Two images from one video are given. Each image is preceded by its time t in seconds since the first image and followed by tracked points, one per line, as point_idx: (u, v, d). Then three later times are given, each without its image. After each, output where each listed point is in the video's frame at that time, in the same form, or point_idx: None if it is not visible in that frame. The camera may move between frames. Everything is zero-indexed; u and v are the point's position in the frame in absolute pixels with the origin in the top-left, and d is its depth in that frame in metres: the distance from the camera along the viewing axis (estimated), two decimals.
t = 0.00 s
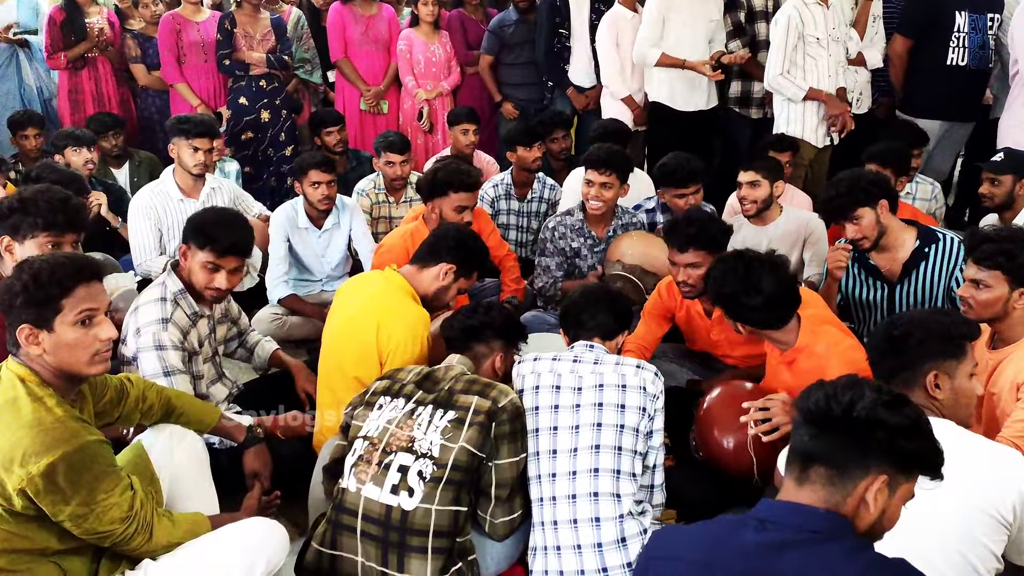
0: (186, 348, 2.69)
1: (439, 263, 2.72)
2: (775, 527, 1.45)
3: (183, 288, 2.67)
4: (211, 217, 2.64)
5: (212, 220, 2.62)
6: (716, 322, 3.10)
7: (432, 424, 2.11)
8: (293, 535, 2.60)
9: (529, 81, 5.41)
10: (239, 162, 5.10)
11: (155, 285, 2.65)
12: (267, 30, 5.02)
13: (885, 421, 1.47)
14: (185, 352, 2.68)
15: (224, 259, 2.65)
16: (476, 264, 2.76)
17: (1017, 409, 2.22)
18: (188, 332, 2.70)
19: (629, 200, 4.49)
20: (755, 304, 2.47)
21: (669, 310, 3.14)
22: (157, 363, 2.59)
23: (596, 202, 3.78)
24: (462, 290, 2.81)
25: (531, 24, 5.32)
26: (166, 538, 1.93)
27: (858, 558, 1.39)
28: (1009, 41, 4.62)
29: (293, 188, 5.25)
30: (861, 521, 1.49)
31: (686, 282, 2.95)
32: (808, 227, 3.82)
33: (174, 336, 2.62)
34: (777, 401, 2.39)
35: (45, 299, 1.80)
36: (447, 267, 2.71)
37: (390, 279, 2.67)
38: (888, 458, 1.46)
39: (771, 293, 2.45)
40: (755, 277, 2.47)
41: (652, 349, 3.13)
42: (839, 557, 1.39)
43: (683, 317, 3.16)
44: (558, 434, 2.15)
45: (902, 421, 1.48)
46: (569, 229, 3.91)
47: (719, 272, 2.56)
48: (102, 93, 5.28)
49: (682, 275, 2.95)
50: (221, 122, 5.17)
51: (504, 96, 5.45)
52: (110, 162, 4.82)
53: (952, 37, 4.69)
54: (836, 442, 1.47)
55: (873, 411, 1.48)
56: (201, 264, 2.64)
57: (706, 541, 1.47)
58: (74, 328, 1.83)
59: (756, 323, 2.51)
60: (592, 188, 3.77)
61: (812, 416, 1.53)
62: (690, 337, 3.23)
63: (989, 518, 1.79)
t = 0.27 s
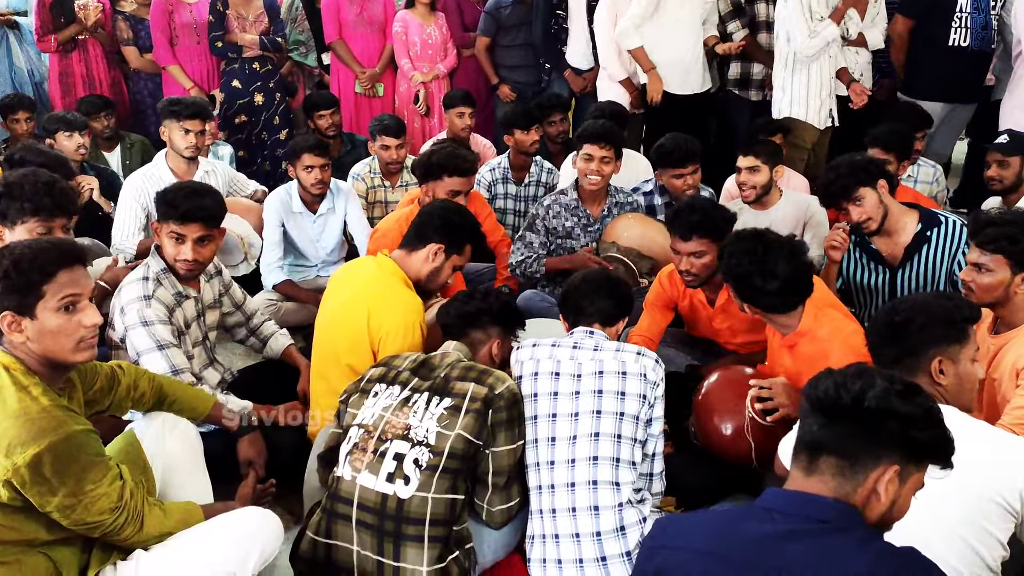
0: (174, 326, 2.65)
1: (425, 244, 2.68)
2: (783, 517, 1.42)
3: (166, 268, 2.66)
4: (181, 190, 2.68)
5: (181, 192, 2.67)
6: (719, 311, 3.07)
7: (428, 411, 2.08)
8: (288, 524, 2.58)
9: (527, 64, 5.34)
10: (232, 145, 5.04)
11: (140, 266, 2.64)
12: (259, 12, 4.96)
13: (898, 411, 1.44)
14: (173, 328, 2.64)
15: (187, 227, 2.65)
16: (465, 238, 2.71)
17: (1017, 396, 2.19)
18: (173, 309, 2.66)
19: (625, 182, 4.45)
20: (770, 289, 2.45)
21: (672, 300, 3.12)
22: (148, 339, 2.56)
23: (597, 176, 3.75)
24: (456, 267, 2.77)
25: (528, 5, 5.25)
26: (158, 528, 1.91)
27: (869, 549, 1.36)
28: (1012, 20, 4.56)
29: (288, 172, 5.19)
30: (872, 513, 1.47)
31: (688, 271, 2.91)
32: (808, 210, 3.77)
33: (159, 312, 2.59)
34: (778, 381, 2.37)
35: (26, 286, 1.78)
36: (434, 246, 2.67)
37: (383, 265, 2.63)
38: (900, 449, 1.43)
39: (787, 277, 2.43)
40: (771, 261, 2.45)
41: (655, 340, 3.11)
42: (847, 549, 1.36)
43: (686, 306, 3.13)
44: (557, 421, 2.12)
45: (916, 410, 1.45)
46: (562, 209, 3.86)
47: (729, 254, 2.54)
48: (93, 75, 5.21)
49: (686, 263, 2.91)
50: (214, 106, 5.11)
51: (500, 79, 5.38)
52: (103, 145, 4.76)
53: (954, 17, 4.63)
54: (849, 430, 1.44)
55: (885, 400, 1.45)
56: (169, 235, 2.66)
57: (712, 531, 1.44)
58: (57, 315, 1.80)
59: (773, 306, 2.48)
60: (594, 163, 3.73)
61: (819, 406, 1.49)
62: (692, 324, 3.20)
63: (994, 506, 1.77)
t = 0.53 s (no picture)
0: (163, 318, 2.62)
1: (419, 243, 2.63)
2: (786, 515, 1.39)
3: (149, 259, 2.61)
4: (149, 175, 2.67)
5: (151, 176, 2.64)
6: (718, 304, 3.03)
7: (424, 408, 2.04)
8: (284, 522, 2.54)
9: (522, 54, 5.27)
10: (225, 137, 4.98)
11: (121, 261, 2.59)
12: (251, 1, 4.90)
13: (893, 403, 1.41)
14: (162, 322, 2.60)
15: (166, 208, 2.63)
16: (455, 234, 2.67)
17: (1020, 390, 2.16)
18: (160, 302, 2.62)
19: (620, 173, 4.40)
20: (770, 282, 2.41)
21: (669, 291, 3.10)
22: (139, 333, 2.51)
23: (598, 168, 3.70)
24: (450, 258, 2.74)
25: None
26: (149, 529, 1.87)
27: (872, 555, 1.32)
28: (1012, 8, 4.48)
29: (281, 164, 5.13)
30: (868, 507, 1.43)
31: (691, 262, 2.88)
32: (806, 199, 3.74)
33: (148, 305, 2.54)
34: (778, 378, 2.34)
35: (14, 283, 1.74)
36: (427, 244, 2.63)
37: (379, 258, 2.59)
38: (895, 442, 1.40)
39: (787, 270, 2.40)
40: (770, 255, 2.42)
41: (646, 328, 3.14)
42: (849, 548, 1.33)
43: (684, 298, 3.10)
44: (556, 417, 2.09)
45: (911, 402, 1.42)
46: (557, 203, 3.82)
47: (729, 246, 2.51)
48: (83, 66, 5.15)
49: (687, 255, 2.87)
50: (206, 97, 5.05)
51: (496, 69, 5.30)
52: (94, 137, 4.71)
53: (953, 4, 4.59)
54: (842, 422, 1.41)
55: (881, 393, 1.42)
56: (148, 220, 2.64)
57: (714, 531, 1.40)
58: (46, 314, 1.76)
59: (772, 299, 2.45)
60: (596, 154, 3.68)
61: (811, 399, 1.46)
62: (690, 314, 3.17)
63: (1003, 503, 1.73)
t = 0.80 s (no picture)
0: (165, 325, 2.59)
1: (425, 258, 2.59)
2: (787, 523, 1.36)
3: (152, 264, 2.59)
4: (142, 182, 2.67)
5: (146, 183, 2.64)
6: (719, 307, 3.00)
7: (428, 413, 2.02)
8: (286, 529, 2.52)
9: (523, 53, 5.25)
10: (225, 139, 4.96)
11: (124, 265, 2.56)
12: (250, 2, 4.88)
13: (887, 404, 1.39)
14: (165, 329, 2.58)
15: (169, 208, 2.64)
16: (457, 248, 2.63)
17: None
18: (163, 309, 2.59)
19: (622, 173, 4.38)
20: (771, 286, 2.39)
21: (669, 290, 3.11)
22: (139, 340, 2.49)
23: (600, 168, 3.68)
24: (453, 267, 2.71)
25: None
26: (151, 538, 1.85)
27: (873, 556, 1.29)
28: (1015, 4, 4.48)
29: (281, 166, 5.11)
30: (867, 509, 1.40)
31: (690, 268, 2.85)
32: (811, 199, 3.72)
33: (149, 312, 2.52)
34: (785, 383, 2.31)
35: (10, 290, 1.72)
36: (433, 258, 2.59)
37: (381, 263, 2.56)
38: (892, 443, 1.38)
39: (789, 272, 2.37)
40: (770, 257, 2.39)
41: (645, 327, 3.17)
42: (853, 553, 1.29)
43: (683, 299, 3.10)
44: (561, 421, 2.06)
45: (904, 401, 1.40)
46: (557, 208, 3.80)
47: (732, 248, 2.49)
48: (81, 68, 5.12)
49: (687, 261, 2.84)
50: (205, 99, 5.03)
51: (497, 69, 5.29)
52: (93, 139, 4.68)
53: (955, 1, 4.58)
54: (837, 424, 1.39)
55: (874, 395, 1.40)
56: (152, 222, 2.62)
57: (718, 539, 1.37)
58: (43, 321, 1.74)
59: (776, 302, 2.42)
60: (597, 154, 3.66)
61: (807, 403, 1.44)
62: (692, 315, 3.14)
63: (1016, 508, 1.70)
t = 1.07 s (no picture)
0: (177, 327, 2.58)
1: (422, 250, 2.59)
2: (786, 522, 1.35)
3: (168, 265, 2.58)
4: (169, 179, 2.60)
5: (181, 181, 2.59)
6: (723, 312, 2.99)
7: (431, 410, 2.01)
8: (290, 526, 2.52)
9: (526, 51, 5.24)
10: (228, 136, 4.95)
11: (138, 265, 2.55)
12: None
13: (885, 402, 1.38)
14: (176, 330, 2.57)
15: (194, 213, 2.57)
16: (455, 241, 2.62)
17: None
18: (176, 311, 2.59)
19: (627, 172, 4.37)
20: (779, 281, 2.38)
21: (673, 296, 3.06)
22: (150, 341, 2.48)
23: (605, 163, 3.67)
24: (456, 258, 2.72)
25: None
26: (154, 536, 1.85)
27: (873, 555, 1.29)
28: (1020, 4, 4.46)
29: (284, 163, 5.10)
30: (866, 506, 1.40)
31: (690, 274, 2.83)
32: (817, 200, 3.70)
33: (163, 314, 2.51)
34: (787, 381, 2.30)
35: (12, 286, 1.70)
36: (429, 250, 2.59)
37: (383, 260, 2.55)
38: (889, 440, 1.37)
39: (797, 269, 2.36)
40: (779, 253, 2.39)
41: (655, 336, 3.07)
42: (853, 553, 1.29)
43: (688, 304, 3.07)
44: (565, 420, 2.06)
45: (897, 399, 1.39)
46: (562, 198, 3.78)
47: (738, 243, 2.47)
48: (84, 64, 5.12)
49: (688, 267, 2.82)
50: (208, 95, 5.02)
51: (500, 67, 5.27)
52: (97, 135, 4.68)
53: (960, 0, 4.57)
54: (833, 423, 1.38)
55: (870, 391, 1.39)
56: (201, 220, 2.58)
57: (720, 538, 1.37)
58: (46, 317, 1.74)
59: (783, 300, 2.42)
60: (601, 149, 3.65)
61: (803, 402, 1.43)
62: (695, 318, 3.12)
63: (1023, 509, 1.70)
